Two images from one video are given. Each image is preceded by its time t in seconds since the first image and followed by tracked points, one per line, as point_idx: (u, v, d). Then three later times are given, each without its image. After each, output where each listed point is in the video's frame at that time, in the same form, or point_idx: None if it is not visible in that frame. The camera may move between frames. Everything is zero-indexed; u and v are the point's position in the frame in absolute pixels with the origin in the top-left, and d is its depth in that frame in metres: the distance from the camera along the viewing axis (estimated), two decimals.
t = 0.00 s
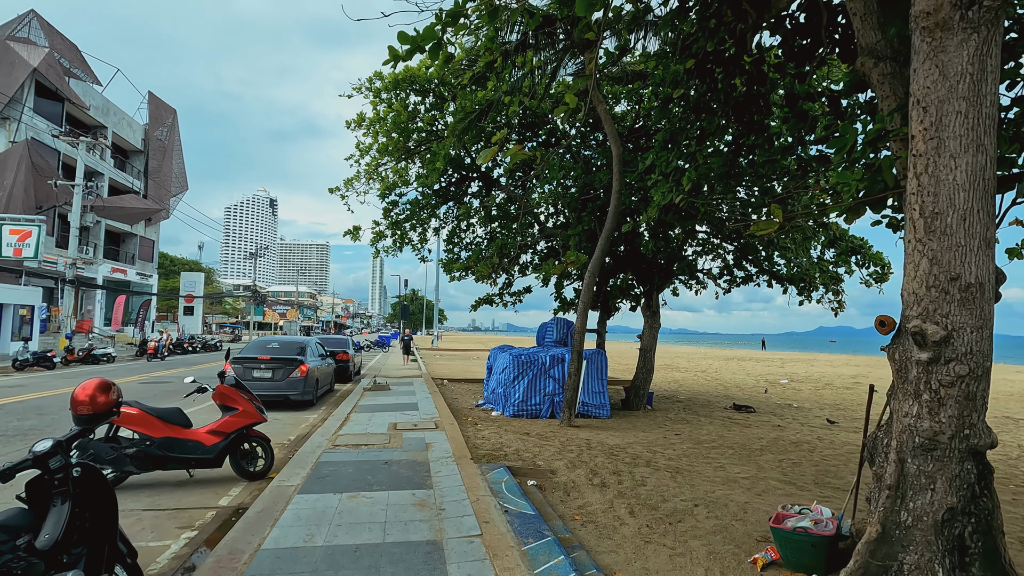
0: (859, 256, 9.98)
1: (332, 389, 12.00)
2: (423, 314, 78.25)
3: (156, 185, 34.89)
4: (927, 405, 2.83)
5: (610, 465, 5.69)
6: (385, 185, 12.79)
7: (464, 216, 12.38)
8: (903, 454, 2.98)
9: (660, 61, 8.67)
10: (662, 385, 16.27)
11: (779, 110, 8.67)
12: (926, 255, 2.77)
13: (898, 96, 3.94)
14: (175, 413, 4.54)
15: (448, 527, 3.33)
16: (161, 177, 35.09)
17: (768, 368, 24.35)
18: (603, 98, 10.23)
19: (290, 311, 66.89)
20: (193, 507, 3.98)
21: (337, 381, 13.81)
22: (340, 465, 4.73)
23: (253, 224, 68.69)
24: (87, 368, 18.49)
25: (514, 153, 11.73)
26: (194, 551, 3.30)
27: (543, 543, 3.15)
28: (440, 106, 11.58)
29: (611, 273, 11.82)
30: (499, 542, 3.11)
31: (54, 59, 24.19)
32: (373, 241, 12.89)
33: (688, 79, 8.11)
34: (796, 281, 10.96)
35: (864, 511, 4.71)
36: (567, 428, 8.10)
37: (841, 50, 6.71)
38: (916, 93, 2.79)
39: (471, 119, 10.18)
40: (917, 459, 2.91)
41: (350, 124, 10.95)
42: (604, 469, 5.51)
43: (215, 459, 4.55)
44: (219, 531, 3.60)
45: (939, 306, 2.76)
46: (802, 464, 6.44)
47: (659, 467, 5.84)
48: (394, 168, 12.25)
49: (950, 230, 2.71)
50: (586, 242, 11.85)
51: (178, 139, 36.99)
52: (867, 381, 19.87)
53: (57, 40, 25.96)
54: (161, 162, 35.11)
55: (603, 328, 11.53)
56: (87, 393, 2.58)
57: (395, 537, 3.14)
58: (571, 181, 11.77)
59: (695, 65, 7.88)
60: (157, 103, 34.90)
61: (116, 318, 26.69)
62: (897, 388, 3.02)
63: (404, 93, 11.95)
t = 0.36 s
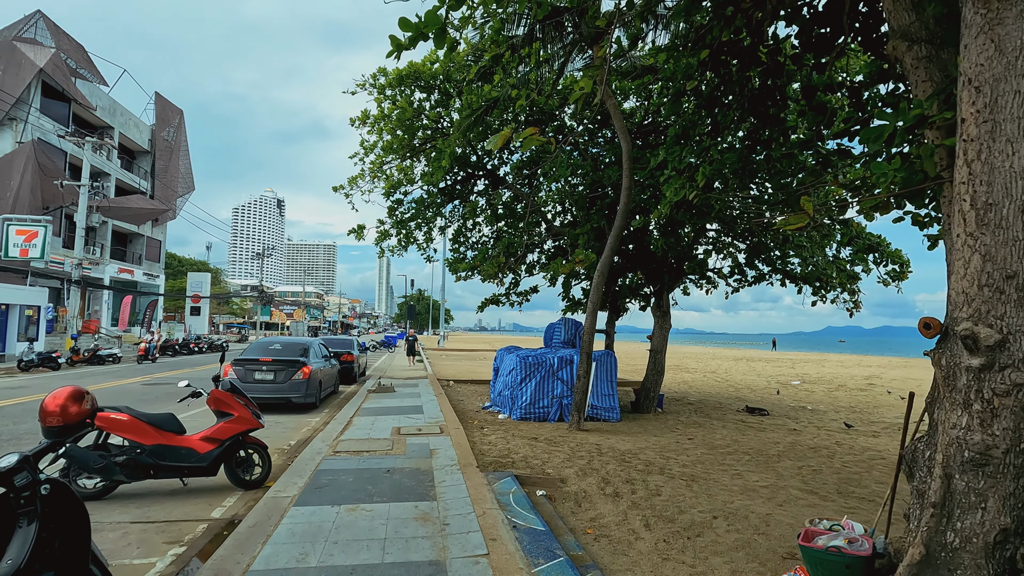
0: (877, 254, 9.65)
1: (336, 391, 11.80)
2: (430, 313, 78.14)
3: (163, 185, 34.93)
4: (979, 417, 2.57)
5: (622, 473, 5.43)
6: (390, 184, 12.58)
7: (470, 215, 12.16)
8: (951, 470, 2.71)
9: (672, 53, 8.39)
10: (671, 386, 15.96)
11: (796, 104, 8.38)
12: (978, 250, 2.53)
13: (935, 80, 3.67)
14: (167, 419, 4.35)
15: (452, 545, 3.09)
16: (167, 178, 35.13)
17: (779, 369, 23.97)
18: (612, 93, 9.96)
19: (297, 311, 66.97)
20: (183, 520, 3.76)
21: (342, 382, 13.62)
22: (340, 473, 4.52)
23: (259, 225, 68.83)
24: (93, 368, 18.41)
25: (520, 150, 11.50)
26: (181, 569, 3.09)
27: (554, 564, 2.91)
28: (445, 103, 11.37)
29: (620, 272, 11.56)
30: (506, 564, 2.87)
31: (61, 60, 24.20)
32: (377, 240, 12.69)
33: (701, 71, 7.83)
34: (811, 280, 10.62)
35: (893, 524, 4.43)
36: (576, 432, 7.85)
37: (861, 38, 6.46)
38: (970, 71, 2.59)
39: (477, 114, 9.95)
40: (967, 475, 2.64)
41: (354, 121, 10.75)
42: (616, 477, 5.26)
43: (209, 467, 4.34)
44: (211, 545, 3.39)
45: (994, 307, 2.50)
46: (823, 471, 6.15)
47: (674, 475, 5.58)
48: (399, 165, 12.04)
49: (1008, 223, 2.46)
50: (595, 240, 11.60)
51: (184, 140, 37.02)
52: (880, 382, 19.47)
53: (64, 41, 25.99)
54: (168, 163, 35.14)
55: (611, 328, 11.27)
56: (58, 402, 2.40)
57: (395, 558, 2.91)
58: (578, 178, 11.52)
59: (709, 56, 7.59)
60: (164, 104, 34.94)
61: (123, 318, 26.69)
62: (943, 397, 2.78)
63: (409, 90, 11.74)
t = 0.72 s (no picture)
0: (894, 251, 9.36)
1: (340, 391, 11.63)
2: (435, 313, 77.99)
3: (168, 185, 34.90)
4: None
5: (636, 478, 5.21)
6: (394, 181, 12.39)
7: (476, 212, 11.96)
8: (1005, 481, 2.48)
9: (683, 44, 8.11)
10: (680, 386, 15.70)
11: (811, 96, 8.13)
12: None
13: (974, 61, 3.43)
14: (161, 423, 4.18)
15: (460, 560, 2.88)
16: (172, 178, 35.10)
17: (789, 369, 23.62)
18: (621, 86, 9.71)
19: (302, 310, 66.92)
20: (177, 529, 3.58)
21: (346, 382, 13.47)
22: (342, 479, 4.33)
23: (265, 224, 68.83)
24: (97, 368, 18.31)
25: (527, 146, 11.29)
26: None
27: None
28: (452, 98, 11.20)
29: (629, 270, 11.34)
30: None
31: (64, 58, 24.13)
32: (382, 238, 12.51)
33: (715, 61, 7.56)
34: (825, 278, 10.35)
35: (925, 534, 4.19)
36: (585, 434, 7.64)
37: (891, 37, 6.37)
38: None
39: (483, 108, 9.73)
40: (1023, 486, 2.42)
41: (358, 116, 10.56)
42: (630, 482, 5.04)
43: (205, 472, 4.16)
44: (205, 556, 3.20)
45: None
46: (844, 476, 5.91)
47: (690, 480, 5.35)
48: (403, 162, 11.85)
49: None
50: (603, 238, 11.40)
51: (189, 139, 37.00)
52: (893, 382, 19.11)
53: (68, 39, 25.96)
54: (173, 162, 35.11)
55: (620, 327, 11.05)
56: (32, 409, 2.21)
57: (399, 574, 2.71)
58: (585, 175, 11.29)
59: (723, 45, 7.29)
60: (169, 103, 34.90)
61: (128, 317, 26.66)
62: (995, 402, 2.55)
63: (414, 84, 11.53)
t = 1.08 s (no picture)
0: (912, 250, 9.09)
1: (343, 393, 11.43)
2: (439, 314, 77.81)
3: (171, 185, 34.83)
4: None
5: (653, 487, 4.98)
6: (398, 180, 12.20)
7: (481, 211, 11.75)
8: None
9: (695, 37, 7.85)
10: (688, 388, 15.45)
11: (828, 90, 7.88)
12: None
13: (1022, 44, 3.18)
14: (154, 429, 3.96)
15: None
16: (175, 178, 35.02)
17: (798, 370, 23.30)
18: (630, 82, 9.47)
19: (305, 311, 66.83)
20: (171, 543, 3.38)
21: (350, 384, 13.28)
22: (345, 489, 4.11)
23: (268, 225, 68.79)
24: (99, 369, 18.19)
25: (533, 143, 11.07)
26: None
27: None
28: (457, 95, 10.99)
29: (638, 270, 11.11)
30: None
31: (66, 58, 24.01)
32: (385, 238, 12.31)
33: (731, 54, 7.22)
34: (840, 278, 10.08)
35: (963, 549, 3.95)
36: (596, 439, 7.40)
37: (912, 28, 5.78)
38: None
39: (489, 104, 9.50)
40: None
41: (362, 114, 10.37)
42: (647, 491, 4.81)
43: (201, 482, 3.95)
44: None
45: None
46: (868, 484, 5.67)
47: (708, 489, 5.12)
48: (407, 161, 11.64)
49: None
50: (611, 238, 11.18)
51: (192, 140, 36.92)
52: (905, 384, 18.78)
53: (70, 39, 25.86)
54: (176, 163, 35.02)
55: (628, 328, 10.81)
56: (4, 420, 2.25)
57: None
58: (592, 173, 11.07)
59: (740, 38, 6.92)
60: (172, 103, 34.83)
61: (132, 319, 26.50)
62: None
63: (418, 82, 11.32)
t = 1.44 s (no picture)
0: (934, 249, 8.81)
1: (350, 395, 11.29)
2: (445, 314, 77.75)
3: (179, 186, 34.91)
4: None
5: (671, 495, 4.77)
6: (405, 179, 12.04)
7: (489, 210, 11.58)
8: None
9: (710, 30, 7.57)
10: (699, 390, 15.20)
11: (848, 83, 7.62)
12: None
13: None
14: (152, 435, 3.79)
15: None
16: (182, 179, 35.09)
17: (810, 372, 22.94)
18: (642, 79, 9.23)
19: (312, 312, 66.96)
20: (169, 557, 3.21)
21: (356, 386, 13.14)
22: (351, 498, 3.94)
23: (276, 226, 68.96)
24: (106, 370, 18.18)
25: (542, 141, 10.88)
26: None
27: None
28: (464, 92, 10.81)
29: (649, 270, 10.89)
30: None
31: (75, 59, 24.06)
32: (392, 237, 12.15)
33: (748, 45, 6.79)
34: (857, 278, 9.82)
35: (1004, 564, 3.72)
36: (608, 443, 7.20)
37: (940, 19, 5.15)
38: None
39: (497, 101, 9.28)
40: None
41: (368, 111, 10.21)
42: (665, 501, 4.60)
43: (201, 491, 3.79)
44: None
45: None
46: (894, 492, 5.43)
47: (728, 498, 4.90)
48: (413, 159, 11.47)
49: None
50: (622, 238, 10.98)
51: (199, 141, 37.01)
52: (921, 385, 18.43)
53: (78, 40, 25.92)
54: (183, 163, 35.08)
55: (639, 329, 10.60)
56: None
57: None
58: (601, 172, 10.87)
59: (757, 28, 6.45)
60: (180, 104, 34.90)
61: (140, 320, 26.36)
62: None
63: (425, 79, 11.15)
